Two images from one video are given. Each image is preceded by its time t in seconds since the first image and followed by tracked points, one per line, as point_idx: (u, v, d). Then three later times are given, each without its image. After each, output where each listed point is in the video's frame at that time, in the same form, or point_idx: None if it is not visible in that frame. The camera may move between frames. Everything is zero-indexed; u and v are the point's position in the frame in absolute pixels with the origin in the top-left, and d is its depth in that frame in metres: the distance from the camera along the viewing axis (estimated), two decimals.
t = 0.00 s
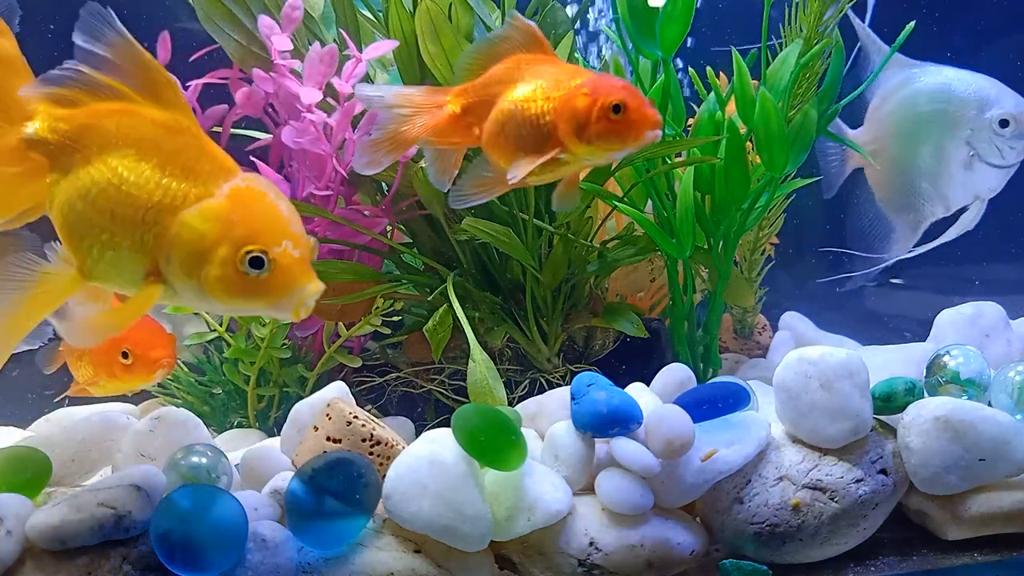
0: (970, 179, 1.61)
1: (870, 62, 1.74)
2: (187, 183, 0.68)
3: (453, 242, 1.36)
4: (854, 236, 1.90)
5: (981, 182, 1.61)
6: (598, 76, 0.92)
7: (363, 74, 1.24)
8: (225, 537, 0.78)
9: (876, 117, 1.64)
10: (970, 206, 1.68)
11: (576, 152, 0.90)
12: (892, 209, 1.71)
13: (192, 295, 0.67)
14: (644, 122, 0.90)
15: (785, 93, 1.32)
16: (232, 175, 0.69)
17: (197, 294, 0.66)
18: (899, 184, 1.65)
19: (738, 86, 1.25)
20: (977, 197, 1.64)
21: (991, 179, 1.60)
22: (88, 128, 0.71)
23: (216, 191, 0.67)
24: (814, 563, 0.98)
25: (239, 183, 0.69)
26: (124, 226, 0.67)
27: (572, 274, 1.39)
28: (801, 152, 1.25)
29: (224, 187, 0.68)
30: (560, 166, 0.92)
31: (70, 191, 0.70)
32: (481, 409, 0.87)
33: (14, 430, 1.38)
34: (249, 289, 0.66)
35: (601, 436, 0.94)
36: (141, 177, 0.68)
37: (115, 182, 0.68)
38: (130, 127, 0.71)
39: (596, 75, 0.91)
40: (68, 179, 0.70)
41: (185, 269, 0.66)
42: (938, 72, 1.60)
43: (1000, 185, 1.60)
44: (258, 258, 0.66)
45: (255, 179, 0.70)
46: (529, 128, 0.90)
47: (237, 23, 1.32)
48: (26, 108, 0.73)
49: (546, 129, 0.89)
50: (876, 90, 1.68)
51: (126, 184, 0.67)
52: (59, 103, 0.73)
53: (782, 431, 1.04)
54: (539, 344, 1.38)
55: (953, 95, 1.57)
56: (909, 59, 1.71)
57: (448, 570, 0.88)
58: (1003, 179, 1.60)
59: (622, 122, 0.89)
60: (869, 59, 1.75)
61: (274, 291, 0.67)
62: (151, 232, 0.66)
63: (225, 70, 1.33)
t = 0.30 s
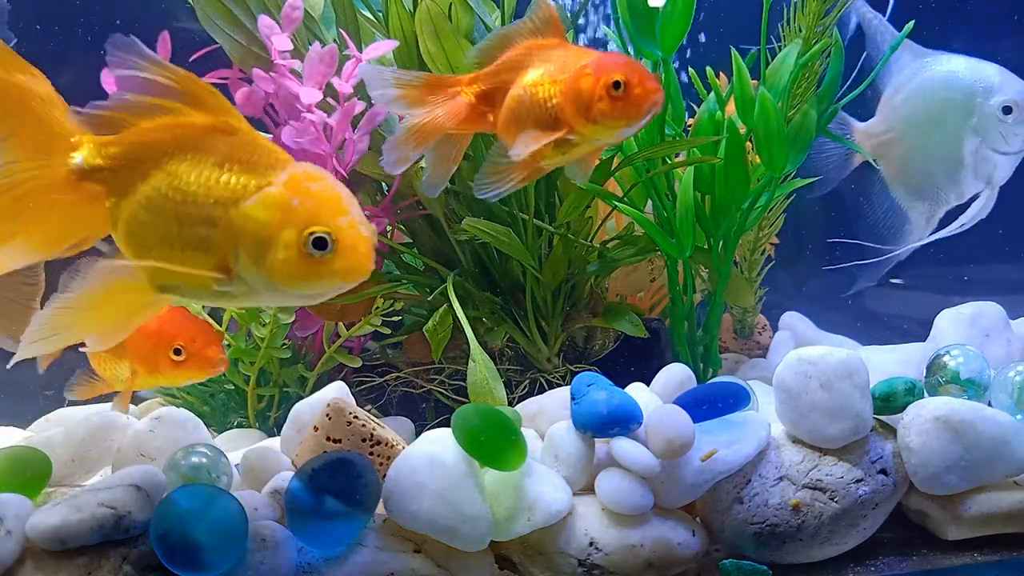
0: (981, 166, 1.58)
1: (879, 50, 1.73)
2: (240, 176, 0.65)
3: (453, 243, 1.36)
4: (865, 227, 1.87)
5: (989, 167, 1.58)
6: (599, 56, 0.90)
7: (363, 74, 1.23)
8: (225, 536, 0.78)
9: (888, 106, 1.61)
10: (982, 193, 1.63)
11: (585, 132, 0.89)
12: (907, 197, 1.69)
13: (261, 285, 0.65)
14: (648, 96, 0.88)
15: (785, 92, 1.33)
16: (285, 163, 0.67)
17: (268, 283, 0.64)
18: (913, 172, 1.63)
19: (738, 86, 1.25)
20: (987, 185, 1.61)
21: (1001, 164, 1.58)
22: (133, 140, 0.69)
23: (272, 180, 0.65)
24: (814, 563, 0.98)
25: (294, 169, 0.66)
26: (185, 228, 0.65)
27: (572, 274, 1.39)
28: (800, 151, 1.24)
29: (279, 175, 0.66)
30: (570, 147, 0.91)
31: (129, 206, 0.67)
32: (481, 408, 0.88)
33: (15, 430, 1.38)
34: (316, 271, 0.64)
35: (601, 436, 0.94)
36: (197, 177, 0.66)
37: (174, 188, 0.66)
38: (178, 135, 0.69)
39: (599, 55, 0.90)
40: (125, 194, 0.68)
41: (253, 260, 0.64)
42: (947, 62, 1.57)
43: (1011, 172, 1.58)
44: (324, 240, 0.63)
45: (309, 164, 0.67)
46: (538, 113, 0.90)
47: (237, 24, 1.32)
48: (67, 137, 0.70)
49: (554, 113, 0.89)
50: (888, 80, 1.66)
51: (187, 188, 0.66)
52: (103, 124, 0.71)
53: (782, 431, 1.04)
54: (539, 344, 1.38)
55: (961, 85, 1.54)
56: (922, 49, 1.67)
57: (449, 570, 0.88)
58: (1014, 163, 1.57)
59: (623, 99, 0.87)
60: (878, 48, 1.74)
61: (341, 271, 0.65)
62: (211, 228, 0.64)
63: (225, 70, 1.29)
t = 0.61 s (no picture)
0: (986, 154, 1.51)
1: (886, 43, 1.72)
2: (306, 169, 0.64)
3: (453, 243, 1.36)
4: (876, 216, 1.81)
5: (992, 155, 1.51)
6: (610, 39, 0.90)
7: (363, 74, 1.23)
8: (225, 536, 0.78)
9: (894, 94, 1.54)
10: (986, 180, 1.56)
11: (603, 116, 0.89)
12: (911, 186, 1.60)
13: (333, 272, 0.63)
14: (663, 77, 0.87)
15: (785, 93, 1.33)
16: (348, 151, 0.65)
17: (339, 267, 0.62)
18: (917, 161, 1.55)
19: (739, 87, 1.25)
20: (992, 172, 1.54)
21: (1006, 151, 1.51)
22: (193, 147, 0.68)
23: (338, 167, 0.64)
24: (814, 563, 0.98)
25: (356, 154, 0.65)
26: (254, 226, 0.64)
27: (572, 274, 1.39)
28: (800, 152, 1.25)
29: (343, 162, 0.64)
30: (587, 133, 0.90)
31: (198, 208, 0.66)
32: (482, 408, 0.87)
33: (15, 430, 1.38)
34: (386, 251, 0.62)
35: (601, 436, 0.95)
36: (262, 174, 0.65)
37: (241, 186, 0.65)
38: (238, 135, 0.67)
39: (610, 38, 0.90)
40: (194, 199, 0.67)
41: (324, 247, 0.62)
42: (948, 50, 1.50)
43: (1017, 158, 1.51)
44: (394, 218, 0.61)
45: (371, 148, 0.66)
46: (554, 100, 0.88)
47: (237, 24, 1.32)
48: (122, 152, 0.69)
49: (570, 98, 0.88)
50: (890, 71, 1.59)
51: (255, 185, 0.64)
52: (161, 136, 0.70)
53: (782, 431, 1.04)
54: (539, 344, 1.38)
55: (964, 71, 1.47)
56: (925, 39, 1.63)
57: (448, 570, 0.87)
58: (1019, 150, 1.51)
59: (639, 80, 0.87)
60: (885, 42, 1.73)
61: (415, 248, 0.62)
62: (279, 221, 0.63)
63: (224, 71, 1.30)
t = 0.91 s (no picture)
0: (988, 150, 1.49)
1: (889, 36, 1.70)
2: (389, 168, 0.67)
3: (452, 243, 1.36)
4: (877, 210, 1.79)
5: (995, 151, 1.50)
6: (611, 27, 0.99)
7: (364, 74, 1.23)
8: (225, 536, 0.78)
9: (898, 88, 1.52)
10: (987, 177, 1.55)
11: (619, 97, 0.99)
12: (912, 178, 1.58)
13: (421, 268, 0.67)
14: (655, 46, 0.97)
15: (785, 92, 1.33)
16: (426, 149, 0.68)
17: (428, 263, 0.66)
18: (919, 155, 1.54)
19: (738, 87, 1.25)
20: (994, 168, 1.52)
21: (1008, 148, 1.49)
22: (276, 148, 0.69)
23: (419, 165, 0.67)
24: (814, 563, 0.98)
25: (433, 153, 0.68)
26: (343, 223, 0.66)
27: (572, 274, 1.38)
28: (800, 151, 1.25)
29: (424, 160, 0.67)
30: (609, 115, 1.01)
31: (285, 209, 0.68)
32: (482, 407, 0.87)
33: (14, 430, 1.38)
34: (472, 246, 0.66)
35: (601, 436, 0.94)
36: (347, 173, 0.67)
37: (326, 186, 0.67)
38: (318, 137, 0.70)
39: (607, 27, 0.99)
40: (277, 200, 0.69)
41: (414, 245, 0.66)
42: (957, 46, 1.49)
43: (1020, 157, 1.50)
44: (479, 214, 0.65)
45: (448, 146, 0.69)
46: (580, 93, 0.98)
47: (238, 24, 1.32)
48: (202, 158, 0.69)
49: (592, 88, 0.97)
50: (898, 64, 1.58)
51: (339, 185, 0.67)
52: (238, 138, 0.70)
53: (781, 431, 1.04)
54: (539, 344, 1.38)
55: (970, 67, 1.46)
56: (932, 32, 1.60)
57: (449, 570, 0.87)
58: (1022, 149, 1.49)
59: (640, 54, 0.96)
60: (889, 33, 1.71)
61: (497, 241, 0.66)
62: (369, 219, 0.66)
63: (225, 71, 1.33)
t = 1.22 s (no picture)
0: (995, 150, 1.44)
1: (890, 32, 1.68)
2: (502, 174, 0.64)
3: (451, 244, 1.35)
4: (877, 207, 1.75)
5: (1003, 150, 1.44)
6: None
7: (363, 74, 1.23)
8: (224, 536, 0.78)
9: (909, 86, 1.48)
10: (995, 176, 1.48)
11: (656, 61, 0.89)
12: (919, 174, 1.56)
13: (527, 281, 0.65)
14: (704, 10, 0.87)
15: (785, 92, 1.34)
16: (538, 156, 0.66)
17: (536, 275, 0.64)
18: (928, 152, 1.52)
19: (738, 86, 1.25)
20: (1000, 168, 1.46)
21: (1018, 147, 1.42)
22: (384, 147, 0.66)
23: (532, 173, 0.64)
24: (813, 563, 0.98)
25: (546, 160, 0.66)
26: (453, 229, 0.63)
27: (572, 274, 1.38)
28: (800, 151, 1.25)
29: (538, 169, 0.65)
30: (646, 82, 0.90)
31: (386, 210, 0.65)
32: (481, 408, 0.87)
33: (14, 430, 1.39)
34: (584, 259, 0.64)
35: (601, 436, 0.93)
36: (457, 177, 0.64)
37: (436, 190, 0.64)
38: (427, 136, 0.66)
39: None
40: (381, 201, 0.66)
41: (524, 256, 0.63)
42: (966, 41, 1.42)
43: None
44: (591, 227, 0.63)
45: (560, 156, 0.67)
46: (606, 60, 0.89)
47: (238, 24, 1.33)
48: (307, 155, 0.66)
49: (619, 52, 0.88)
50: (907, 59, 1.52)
51: (448, 190, 0.64)
52: (348, 137, 0.68)
53: (781, 430, 1.04)
54: (539, 344, 1.38)
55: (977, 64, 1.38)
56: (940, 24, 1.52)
57: (449, 570, 0.87)
58: None
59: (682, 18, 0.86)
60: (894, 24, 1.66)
61: (607, 253, 0.64)
62: (480, 227, 0.63)
63: (224, 71, 1.28)
